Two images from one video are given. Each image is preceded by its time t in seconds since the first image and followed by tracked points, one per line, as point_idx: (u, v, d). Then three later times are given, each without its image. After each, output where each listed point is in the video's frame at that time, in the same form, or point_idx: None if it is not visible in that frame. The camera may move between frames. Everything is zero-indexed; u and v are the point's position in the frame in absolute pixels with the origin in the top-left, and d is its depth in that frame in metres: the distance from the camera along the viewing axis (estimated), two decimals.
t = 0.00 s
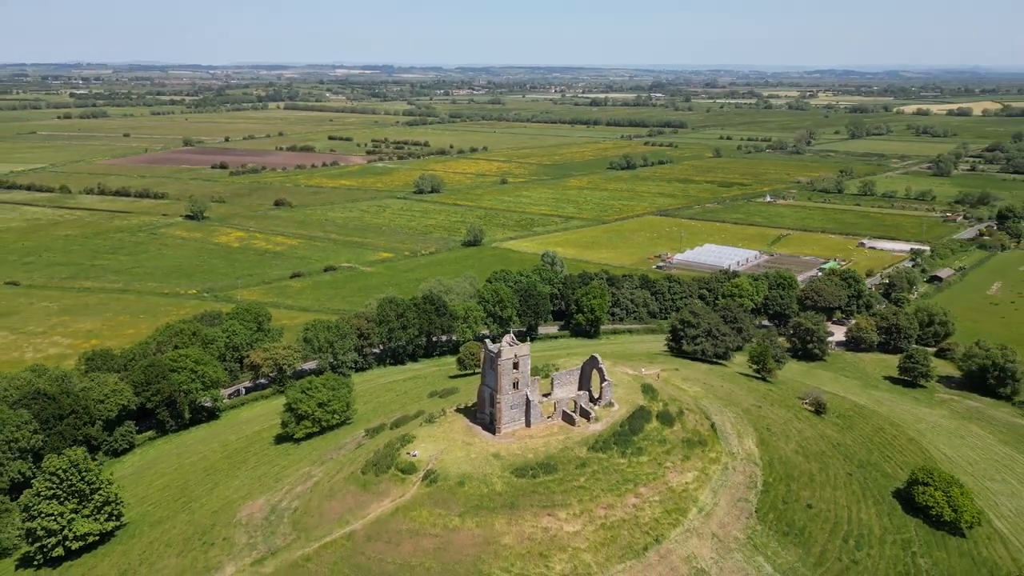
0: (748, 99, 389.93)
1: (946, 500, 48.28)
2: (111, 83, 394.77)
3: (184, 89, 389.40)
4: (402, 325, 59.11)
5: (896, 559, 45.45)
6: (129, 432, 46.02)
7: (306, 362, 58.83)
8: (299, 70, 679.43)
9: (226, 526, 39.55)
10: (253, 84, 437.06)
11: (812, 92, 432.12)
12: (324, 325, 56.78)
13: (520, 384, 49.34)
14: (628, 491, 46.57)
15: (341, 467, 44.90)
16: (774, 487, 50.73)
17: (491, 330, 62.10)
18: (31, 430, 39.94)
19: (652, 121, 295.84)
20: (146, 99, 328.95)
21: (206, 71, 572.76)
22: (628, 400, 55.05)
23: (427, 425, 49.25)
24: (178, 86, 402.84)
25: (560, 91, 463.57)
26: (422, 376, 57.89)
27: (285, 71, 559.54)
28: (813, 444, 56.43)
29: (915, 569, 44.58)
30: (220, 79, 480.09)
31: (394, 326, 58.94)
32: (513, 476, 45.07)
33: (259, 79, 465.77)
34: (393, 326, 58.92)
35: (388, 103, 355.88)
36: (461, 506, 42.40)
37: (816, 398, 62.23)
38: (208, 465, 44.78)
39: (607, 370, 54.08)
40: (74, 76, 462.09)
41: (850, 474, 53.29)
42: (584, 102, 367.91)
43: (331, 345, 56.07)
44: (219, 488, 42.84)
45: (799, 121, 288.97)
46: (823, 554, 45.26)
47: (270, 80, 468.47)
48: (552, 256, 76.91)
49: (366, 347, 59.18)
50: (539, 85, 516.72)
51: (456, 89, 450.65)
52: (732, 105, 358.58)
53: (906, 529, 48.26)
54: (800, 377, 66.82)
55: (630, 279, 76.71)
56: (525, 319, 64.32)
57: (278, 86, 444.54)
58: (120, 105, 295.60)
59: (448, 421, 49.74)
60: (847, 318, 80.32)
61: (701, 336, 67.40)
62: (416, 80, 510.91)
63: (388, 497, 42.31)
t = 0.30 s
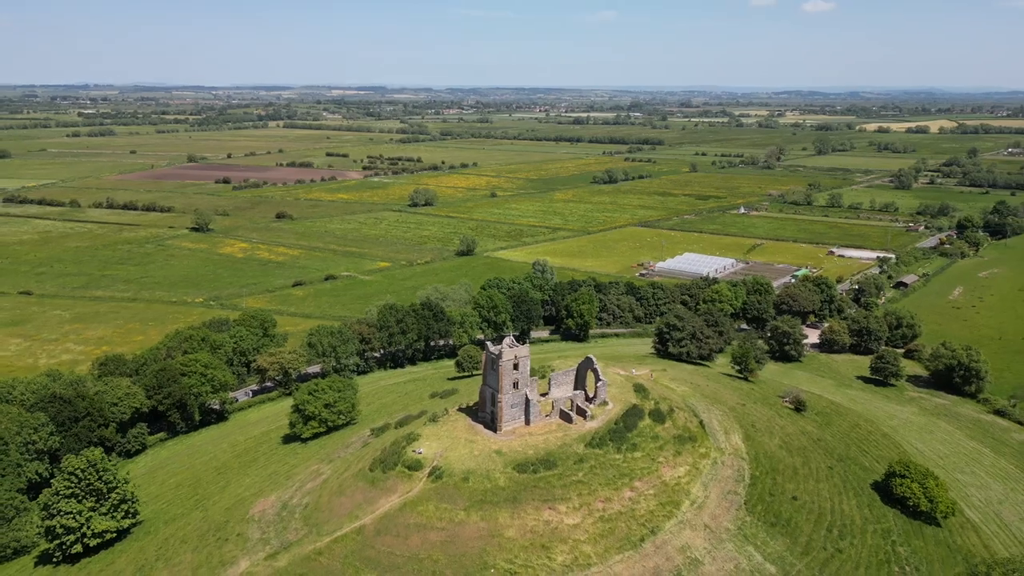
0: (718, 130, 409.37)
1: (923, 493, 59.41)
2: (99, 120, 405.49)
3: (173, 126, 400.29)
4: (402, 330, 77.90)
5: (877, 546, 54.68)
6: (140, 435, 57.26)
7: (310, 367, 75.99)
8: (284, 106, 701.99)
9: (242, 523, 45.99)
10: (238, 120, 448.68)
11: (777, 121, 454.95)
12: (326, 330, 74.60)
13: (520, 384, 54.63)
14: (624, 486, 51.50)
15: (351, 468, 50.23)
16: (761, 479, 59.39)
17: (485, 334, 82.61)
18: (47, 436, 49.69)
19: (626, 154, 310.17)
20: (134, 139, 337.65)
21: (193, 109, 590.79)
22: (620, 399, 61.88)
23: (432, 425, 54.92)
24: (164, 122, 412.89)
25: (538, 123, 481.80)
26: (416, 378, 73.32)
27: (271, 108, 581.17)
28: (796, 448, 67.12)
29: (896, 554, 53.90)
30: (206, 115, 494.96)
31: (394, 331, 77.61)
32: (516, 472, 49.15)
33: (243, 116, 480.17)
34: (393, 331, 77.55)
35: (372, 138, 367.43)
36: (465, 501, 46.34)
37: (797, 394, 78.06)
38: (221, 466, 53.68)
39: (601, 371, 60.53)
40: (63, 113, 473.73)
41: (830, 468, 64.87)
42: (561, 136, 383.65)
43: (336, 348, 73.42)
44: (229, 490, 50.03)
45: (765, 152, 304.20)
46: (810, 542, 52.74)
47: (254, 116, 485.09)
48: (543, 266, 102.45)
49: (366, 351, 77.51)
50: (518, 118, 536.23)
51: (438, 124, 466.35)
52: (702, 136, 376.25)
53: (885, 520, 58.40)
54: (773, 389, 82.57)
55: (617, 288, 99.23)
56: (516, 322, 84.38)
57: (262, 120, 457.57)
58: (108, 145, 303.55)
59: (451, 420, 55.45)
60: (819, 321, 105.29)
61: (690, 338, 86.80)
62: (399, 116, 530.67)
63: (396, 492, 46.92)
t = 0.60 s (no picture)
0: (700, 141, 417.61)
1: (914, 492, 60.33)
2: (87, 133, 406.08)
3: (160, 138, 401.02)
4: (398, 336, 94.60)
5: (872, 544, 55.33)
6: (136, 442, 70.75)
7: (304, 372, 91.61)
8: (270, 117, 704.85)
9: (246, 529, 49.39)
10: (226, 132, 450.47)
11: (757, 132, 465.33)
12: (324, 339, 90.87)
13: (519, 388, 57.94)
14: (625, 487, 52.90)
15: (356, 476, 53.29)
16: (757, 479, 60.44)
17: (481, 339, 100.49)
18: (46, 443, 59.85)
19: (611, 165, 315.78)
20: (121, 151, 338.24)
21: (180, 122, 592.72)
22: (618, 402, 64.73)
23: (435, 430, 58.21)
24: (151, 136, 414.12)
25: (524, 135, 488.16)
26: (414, 384, 91.56)
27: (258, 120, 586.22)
28: (788, 452, 68.57)
29: (890, 552, 54.59)
30: (194, 127, 497.05)
31: (390, 338, 94.25)
32: (518, 474, 51.23)
33: (231, 128, 482.19)
34: (389, 338, 94.18)
35: (360, 150, 370.40)
36: (469, 504, 48.28)
37: (787, 398, 86.06)
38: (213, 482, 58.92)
39: (599, 374, 63.57)
40: (49, 126, 472.97)
41: (821, 467, 66.57)
42: (547, 147, 389.44)
43: (334, 354, 90.42)
44: (231, 498, 55.20)
45: (747, 162, 311.25)
46: (807, 540, 53.32)
47: (243, 128, 488.63)
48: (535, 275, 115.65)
49: (363, 358, 93.93)
50: (503, 130, 542.86)
51: (425, 135, 470.83)
52: (685, 147, 383.89)
53: (878, 519, 59.15)
54: (755, 396, 88.68)
55: (608, 295, 113.35)
56: (511, 328, 103.57)
57: (251, 133, 459.78)
58: (96, 159, 304.11)
59: (454, 424, 59.01)
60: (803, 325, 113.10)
61: (681, 343, 99.24)
62: (387, 128, 535.21)
63: (399, 495, 49.51)
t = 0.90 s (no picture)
0: (683, 146, 420.74)
1: (913, 491, 60.41)
2: (66, 139, 401.17)
3: (141, 144, 396.80)
4: (390, 340, 93.83)
5: (873, 543, 55.24)
6: (126, 449, 69.33)
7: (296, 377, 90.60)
8: (254, 122, 702.41)
9: (243, 535, 48.55)
10: (209, 137, 447.01)
11: (740, 137, 470.13)
12: (315, 343, 89.91)
13: (519, 390, 57.48)
14: (627, 488, 52.43)
15: (355, 480, 52.57)
16: (757, 478, 60.25)
17: (472, 343, 100.90)
18: (34, 450, 58.38)
19: (597, 170, 316.96)
20: (102, 157, 333.83)
21: (163, 126, 587.14)
22: (617, 403, 64.35)
23: (434, 433, 57.66)
24: (133, 142, 410.15)
25: (509, 140, 489.64)
26: (407, 388, 90.72)
27: (241, 125, 582.95)
28: (786, 452, 68.43)
29: (891, 551, 54.48)
30: (176, 133, 493.07)
31: (382, 342, 93.48)
32: (520, 476, 50.64)
33: (214, 133, 478.56)
34: (380, 342, 93.40)
35: (345, 155, 369.21)
36: (471, 506, 47.70)
37: (783, 399, 86.55)
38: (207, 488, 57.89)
39: (598, 375, 63.06)
40: (26, 130, 467.22)
41: (819, 467, 66.55)
42: (532, 152, 390.71)
43: (326, 359, 89.38)
44: (226, 505, 54.57)
45: (731, 167, 313.85)
46: (809, 539, 53.03)
47: (226, 134, 485.21)
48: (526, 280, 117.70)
49: (354, 361, 92.98)
50: (488, 135, 544.18)
51: (411, 141, 470.29)
52: (670, 153, 386.37)
53: (878, 518, 59.15)
54: (750, 398, 88.87)
55: (600, 298, 116.34)
56: (502, 331, 103.75)
57: (233, 138, 456.44)
58: (77, 165, 299.92)
59: (452, 427, 58.43)
60: (793, 327, 117.20)
61: (675, 345, 100.86)
62: (372, 133, 534.10)
63: (400, 499, 48.79)
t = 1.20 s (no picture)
0: (667, 150, 422.97)
1: (912, 488, 60.52)
2: (46, 143, 395.22)
3: (121, 148, 391.55)
4: (382, 342, 93.07)
5: (874, 540, 55.07)
6: (114, 455, 67.97)
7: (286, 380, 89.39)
8: (236, 125, 695.42)
9: (241, 539, 48.24)
10: (190, 141, 442.38)
11: (722, 141, 473.97)
12: (307, 345, 88.83)
13: (519, 390, 56.96)
14: (630, 487, 51.95)
15: (354, 482, 51.94)
16: (758, 476, 60.03)
17: (464, 345, 100.48)
18: (22, 456, 56.80)
19: (582, 173, 317.59)
20: (81, 161, 328.66)
21: (143, 130, 580.34)
22: (616, 403, 63.94)
23: (433, 433, 57.00)
24: (113, 146, 404.81)
25: (493, 143, 489.77)
26: (400, 390, 89.83)
27: (223, 129, 577.85)
28: (784, 450, 68.43)
29: (892, 547, 54.39)
30: (152, 137, 488.48)
31: (374, 344, 92.68)
32: (522, 477, 50.09)
33: (194, 137, 474.16)
34: (372, 344, 92.60)
35: (329, 159, 366.80)
36: (474, 507, 47.08)
37: (778, 398, 86.61)
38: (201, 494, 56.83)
39: (597, 374, 62.50)
40: (2, 134, 460.54)
41: (817, 465, 66.56)
42: (517, 155, 391.21)
43: (317, 361, 88.23)
44: (221, 510, 53.98)
45: (715, 170, 315.72)
46: (811, 537, 52.81)
47: (208, 137, 481.96)
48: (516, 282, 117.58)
49: (346, 364, 92.00)
50: (472, 139, 544.19)
51: (394, 144, 468.64)
52: (654, 156, 387.94)
53: (878, 515, 59.05)
54: (744, 397, 88.84)
55: (590, 299, 116.72)
56: (494, 333, 103.63)
57: (215, 142, 451.81)
58: (56, 169, 295.04)
59: (451, 428, 57.73)
60: (782, 327, 118.48)
61: (668, 345, 101.24)
62: (355, 137, 531.98)
63: (400, 501, 48.12)
